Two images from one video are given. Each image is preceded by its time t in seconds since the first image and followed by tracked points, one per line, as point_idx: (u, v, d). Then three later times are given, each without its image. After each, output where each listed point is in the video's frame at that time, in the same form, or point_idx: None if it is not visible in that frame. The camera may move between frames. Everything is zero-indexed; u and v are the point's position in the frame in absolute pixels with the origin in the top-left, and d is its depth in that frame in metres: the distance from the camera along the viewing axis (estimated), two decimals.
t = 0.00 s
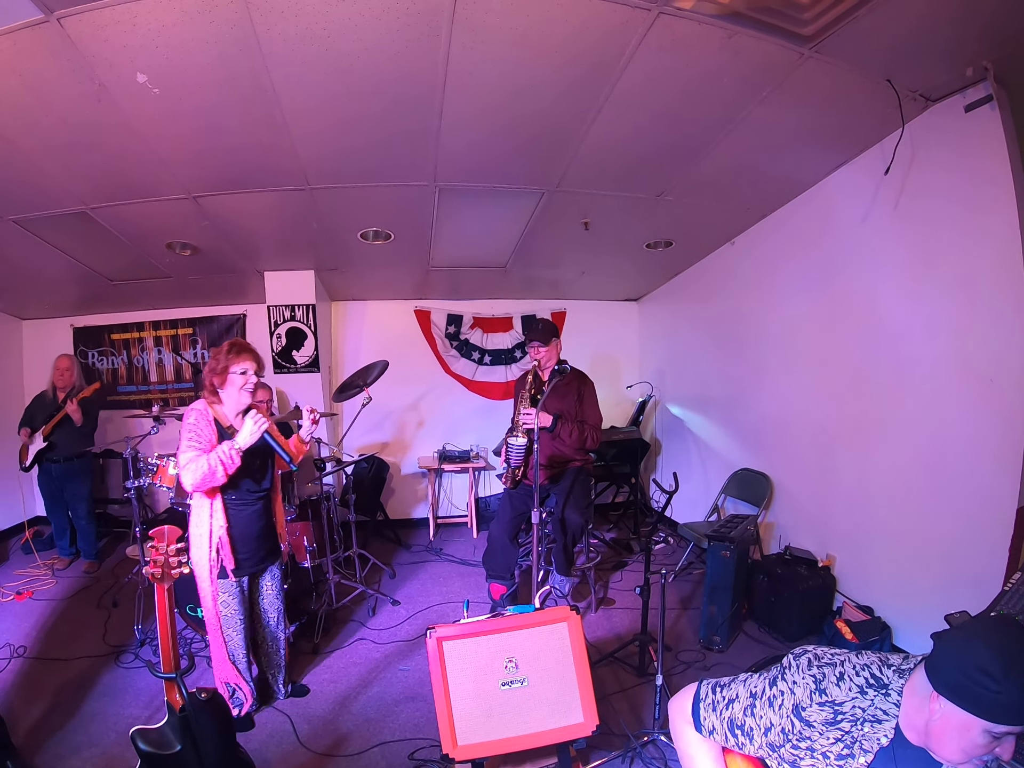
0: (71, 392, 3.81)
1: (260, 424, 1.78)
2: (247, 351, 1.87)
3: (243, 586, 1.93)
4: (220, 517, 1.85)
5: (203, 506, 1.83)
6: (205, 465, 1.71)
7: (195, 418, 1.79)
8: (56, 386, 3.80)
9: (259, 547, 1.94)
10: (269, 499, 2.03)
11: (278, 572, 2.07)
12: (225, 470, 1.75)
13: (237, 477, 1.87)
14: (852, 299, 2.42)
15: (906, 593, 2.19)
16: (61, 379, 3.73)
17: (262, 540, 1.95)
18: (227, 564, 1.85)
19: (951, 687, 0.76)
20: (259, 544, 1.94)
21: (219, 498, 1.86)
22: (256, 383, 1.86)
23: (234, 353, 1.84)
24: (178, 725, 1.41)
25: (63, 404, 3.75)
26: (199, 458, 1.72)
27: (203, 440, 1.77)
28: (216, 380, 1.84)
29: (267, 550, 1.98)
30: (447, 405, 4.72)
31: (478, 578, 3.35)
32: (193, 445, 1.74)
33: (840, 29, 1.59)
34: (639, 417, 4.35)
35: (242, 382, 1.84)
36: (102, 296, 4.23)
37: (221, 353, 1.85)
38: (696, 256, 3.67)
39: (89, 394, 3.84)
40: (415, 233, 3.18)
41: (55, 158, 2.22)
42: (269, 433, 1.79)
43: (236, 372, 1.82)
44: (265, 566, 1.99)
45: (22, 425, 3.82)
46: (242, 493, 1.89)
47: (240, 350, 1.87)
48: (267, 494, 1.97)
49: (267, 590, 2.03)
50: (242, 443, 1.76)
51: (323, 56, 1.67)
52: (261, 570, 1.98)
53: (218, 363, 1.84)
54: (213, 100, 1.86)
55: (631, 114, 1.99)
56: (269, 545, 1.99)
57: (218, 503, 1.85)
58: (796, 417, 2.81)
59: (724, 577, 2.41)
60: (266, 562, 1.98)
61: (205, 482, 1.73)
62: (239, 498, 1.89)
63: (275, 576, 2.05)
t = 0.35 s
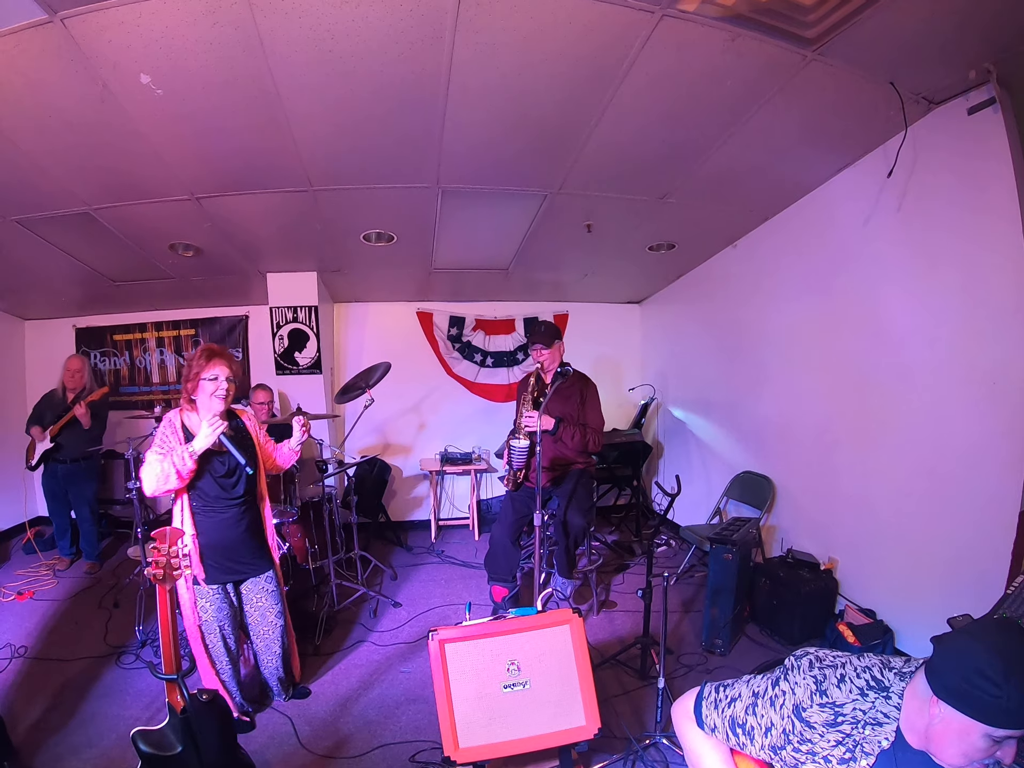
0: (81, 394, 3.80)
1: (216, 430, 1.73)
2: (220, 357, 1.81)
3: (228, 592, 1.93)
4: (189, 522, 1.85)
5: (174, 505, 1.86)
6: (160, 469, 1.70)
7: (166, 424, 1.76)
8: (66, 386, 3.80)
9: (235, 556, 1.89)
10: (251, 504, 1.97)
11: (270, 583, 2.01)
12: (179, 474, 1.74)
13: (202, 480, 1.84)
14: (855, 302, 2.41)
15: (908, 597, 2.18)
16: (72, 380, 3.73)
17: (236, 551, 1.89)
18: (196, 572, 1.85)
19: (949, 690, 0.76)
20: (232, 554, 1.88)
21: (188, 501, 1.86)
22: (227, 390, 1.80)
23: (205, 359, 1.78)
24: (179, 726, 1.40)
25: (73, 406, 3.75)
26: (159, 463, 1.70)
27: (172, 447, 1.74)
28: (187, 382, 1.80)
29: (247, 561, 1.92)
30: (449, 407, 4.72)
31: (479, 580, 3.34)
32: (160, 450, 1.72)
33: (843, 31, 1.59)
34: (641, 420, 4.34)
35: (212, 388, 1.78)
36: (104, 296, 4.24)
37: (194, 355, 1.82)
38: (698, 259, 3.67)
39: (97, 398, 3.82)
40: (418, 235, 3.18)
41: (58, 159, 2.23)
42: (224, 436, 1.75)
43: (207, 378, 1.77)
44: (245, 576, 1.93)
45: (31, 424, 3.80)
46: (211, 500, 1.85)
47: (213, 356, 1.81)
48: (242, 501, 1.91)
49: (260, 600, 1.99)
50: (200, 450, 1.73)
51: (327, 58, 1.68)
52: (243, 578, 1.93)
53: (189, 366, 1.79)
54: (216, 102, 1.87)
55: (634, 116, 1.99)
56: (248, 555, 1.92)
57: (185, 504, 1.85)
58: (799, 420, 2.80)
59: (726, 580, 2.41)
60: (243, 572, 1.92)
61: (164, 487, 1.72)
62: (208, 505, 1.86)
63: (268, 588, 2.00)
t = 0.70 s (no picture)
0: (89, 395, 3.84)
1: (204, 435, 1.73)
2: (207, 362, 1.80)
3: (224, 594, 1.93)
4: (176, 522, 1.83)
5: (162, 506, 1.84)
6: (149, 474, 1.70)
7: (157, 427, 1.76)
8: (72, 387, 3.83)
9: (227, 557, 1.87)
10: (243, 506, 1.96)
11: (268, 579, 2.00)
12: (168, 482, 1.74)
13: (190, 479, 1.84)
14: (855, 307, 2.42)
15: (907, 602, 2.19)
16: (80, 380, 3.77)
17: (228, 551, 1.87)
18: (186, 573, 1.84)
19: (946, 696, 0.76)
20: (224, 555, 1.86)
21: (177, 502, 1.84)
22: (215, 397, 1.78)
23: (196, 365, 1.78)
24: (179, 728, 1.41)
25: (81, 407, 3.77)
26: (148, 467, 1.71)
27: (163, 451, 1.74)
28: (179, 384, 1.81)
29: (240, 561, 1.91)
30: (449, 411, 4.73)
31: (479, 584, 3.35)
32: (151, 454, 1.72)
33: (842, 38, 1.60)
34: (641, 424, 4.35)
35: (200, 395, 1.76)
36: (106, 299, 4.26)
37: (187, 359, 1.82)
38: (698, 264, 3.68)
39: (106, 398, 3.85)
40: (419, 240, 3.20)
41: (62, 162, 2.25)
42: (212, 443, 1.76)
43: (190, 387, 1.75)
44: (238, 577, 1.92)
45: (35, 425, 3.75)
46: (202, 500, 1.85)
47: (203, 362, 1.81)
48: (234, 502, 1.90)
49: (259, 596, 1.98)
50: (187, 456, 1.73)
51: (329, 63, 1.70)
52: (238, 578, 1.92)
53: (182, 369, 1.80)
54: (219, 106, 1.88)
55: (634, 122, 2.01)
56: (241, 555, 1.91)
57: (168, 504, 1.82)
58: (799, 425, 2.81)
59: (726, 584, 2.41)
60: (236, 573, 1.91)
61: (155, 493, 1.72)
62: (198, 506, 1.84)
63: (268, 584, 1.99)
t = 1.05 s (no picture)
0: (88, 394, 3.88)
1: (235, 447, 1.73)
2: (216, 363, 1.81)
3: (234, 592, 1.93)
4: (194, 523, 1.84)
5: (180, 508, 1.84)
6: (173, 479, 1.70)
7: (171, 426, 1.80)
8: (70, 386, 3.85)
9: (242, 554, 1.90)
10: (259, 504, 1.99)
11: (274, 577, 2.02)
12: (191, 487, 1.74)
13: (216, 485, 1.85)
14: (851, 314, 2.44)
15: (900, 608, 2.20)
16: (80, 379, 3.82)
17: (245, 548, 1.90)
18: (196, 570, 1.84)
19: (936, 700, 0.77)
20: (240, 552, 1.89)
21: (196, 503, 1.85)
22: (219, 399, 1.79)
23: (204, 367, 1.78)
24: (173, 725, 1.41)
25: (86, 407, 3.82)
26: (170, 469, 1.72)
27: (178, 450, 1.78)
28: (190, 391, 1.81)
29: (254, 557, 1.94)
30: (447, 414, 4.74)
31: (474, 587, 3.35)
32: (167, 453, 1.76)
33: (840, 48, 1.62)
34: (637, 429, 4.36)
35: (205, 397, 1.77)
36: (105, 298, 4.26)
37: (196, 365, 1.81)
38: (696, 270, 3.70)
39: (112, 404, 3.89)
40: (418, 243, 3.22)
41: (64, 161, 2.26)
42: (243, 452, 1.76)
43: (198, 390, 1.76)
44: (253, 573, 1.94)
45: (35, 419, 3.77)
46: (221, 498, 1.86)
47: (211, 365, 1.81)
48: (251, 500, 1.93)
49: (264, 595, 1.99)
50: (215, 464, 1.73)
51: (331, 67, 1.71)
52: (251, 576, 1.94)
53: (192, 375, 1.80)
54: (221, 108, 1.90)
55: (633, 129, 2.03)
56: (256, 551, 1.94)
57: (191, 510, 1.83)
58: (795, 431, 2.82)
59: (720, 589, 2.42)
60: (251, 570, 1.93)
61: (173, 494, 1.72)
62: (217, 504, 1.86)
63: (272, 582, 2.00)
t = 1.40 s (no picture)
0: (82, 391, 3.87)
1: (263, 447, 1.74)
2: (225, 367, 1.81)
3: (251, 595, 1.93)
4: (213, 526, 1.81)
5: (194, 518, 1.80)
6: (203, 484, 1.70)
7: (185, 431, 1.78)
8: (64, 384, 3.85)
9: (259, 552, 1.92)
10: (268, 501, 2.00)
11: (287, 573, 2.04)
12: (223, 489, 1.74)
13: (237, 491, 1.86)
14: (849, 318, 2.45)
15: (896, 612, 2.20)
16: (72, 375, 3.78)
17: (262, 546, 1.92)
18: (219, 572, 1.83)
19: (928, 702, 0.78)
20: (258, 550, 1.90)
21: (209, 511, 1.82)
22: (230, 402, 1.79)
23: (215, 372, 1.78)
24: (168, 721, 1.41)
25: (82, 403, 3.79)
26: (195, 475, 1.72)
27: (197, 456, 1.77)
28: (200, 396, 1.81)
29: (269, 554, 1.97)
30: (446, 414, 4.74)
31: (471, 587, 3.35)
32: (188, 460, 1.74)
33: (840, 53, 1.63)
34: (635, 431, 4.36)
35: (217, 401, 1.78)
36: (106, 294, 4.26)
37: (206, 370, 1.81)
38: (696, 273, 3.70)
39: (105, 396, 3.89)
40: (418, 243, 3.22)
41: (65, 158, 2.27)
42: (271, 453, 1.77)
43: (206, 394, 1.77)
44: (268, 570, 1.97)
45: (31, 420, 3.79)
46: (234, 500, 1.86)
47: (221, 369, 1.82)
48: (262, 498, 1.95)
49: (277, 590, 2.01)
50: (244, 466, 1.74)
51: (333, 67, 1.72)
52: (266, 572, 1.97)
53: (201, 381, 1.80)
54: (223, 107, 1.90)
55: (634, 131, 2.03)
56: (270, 548, 1.97)
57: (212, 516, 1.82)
58: (792, 434, 2.83)
59: (716, 592, 2.43)
60: (267, 565, 1.96)
61: (203, 497, 1.72)
62: (230, 507, 1.86)
63: (286, 578, 2.03)
